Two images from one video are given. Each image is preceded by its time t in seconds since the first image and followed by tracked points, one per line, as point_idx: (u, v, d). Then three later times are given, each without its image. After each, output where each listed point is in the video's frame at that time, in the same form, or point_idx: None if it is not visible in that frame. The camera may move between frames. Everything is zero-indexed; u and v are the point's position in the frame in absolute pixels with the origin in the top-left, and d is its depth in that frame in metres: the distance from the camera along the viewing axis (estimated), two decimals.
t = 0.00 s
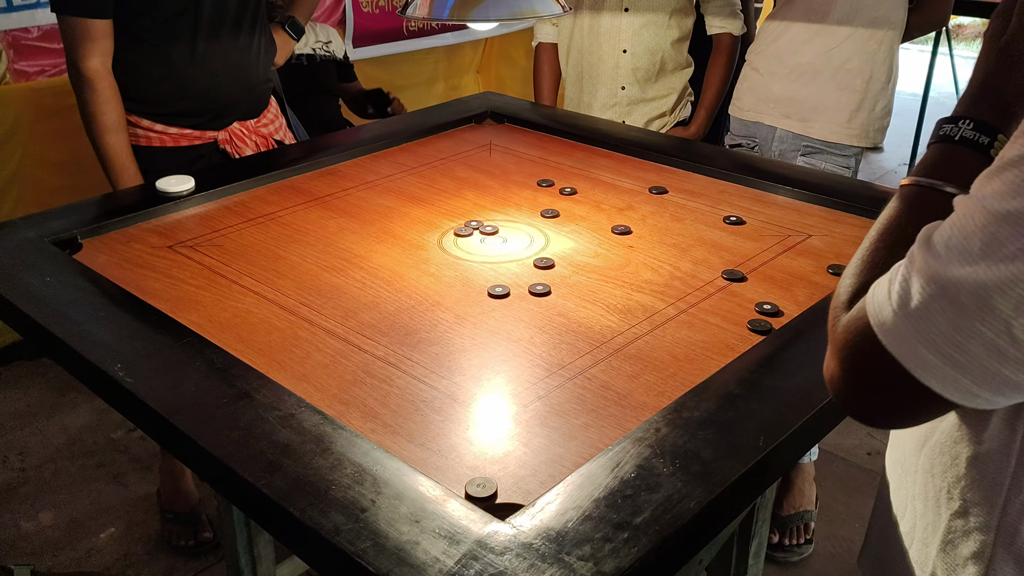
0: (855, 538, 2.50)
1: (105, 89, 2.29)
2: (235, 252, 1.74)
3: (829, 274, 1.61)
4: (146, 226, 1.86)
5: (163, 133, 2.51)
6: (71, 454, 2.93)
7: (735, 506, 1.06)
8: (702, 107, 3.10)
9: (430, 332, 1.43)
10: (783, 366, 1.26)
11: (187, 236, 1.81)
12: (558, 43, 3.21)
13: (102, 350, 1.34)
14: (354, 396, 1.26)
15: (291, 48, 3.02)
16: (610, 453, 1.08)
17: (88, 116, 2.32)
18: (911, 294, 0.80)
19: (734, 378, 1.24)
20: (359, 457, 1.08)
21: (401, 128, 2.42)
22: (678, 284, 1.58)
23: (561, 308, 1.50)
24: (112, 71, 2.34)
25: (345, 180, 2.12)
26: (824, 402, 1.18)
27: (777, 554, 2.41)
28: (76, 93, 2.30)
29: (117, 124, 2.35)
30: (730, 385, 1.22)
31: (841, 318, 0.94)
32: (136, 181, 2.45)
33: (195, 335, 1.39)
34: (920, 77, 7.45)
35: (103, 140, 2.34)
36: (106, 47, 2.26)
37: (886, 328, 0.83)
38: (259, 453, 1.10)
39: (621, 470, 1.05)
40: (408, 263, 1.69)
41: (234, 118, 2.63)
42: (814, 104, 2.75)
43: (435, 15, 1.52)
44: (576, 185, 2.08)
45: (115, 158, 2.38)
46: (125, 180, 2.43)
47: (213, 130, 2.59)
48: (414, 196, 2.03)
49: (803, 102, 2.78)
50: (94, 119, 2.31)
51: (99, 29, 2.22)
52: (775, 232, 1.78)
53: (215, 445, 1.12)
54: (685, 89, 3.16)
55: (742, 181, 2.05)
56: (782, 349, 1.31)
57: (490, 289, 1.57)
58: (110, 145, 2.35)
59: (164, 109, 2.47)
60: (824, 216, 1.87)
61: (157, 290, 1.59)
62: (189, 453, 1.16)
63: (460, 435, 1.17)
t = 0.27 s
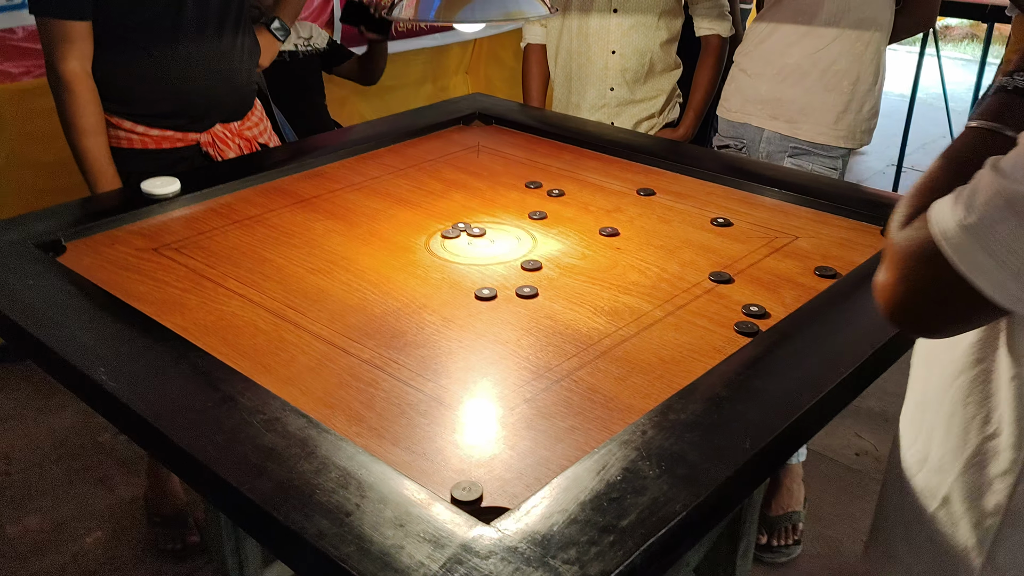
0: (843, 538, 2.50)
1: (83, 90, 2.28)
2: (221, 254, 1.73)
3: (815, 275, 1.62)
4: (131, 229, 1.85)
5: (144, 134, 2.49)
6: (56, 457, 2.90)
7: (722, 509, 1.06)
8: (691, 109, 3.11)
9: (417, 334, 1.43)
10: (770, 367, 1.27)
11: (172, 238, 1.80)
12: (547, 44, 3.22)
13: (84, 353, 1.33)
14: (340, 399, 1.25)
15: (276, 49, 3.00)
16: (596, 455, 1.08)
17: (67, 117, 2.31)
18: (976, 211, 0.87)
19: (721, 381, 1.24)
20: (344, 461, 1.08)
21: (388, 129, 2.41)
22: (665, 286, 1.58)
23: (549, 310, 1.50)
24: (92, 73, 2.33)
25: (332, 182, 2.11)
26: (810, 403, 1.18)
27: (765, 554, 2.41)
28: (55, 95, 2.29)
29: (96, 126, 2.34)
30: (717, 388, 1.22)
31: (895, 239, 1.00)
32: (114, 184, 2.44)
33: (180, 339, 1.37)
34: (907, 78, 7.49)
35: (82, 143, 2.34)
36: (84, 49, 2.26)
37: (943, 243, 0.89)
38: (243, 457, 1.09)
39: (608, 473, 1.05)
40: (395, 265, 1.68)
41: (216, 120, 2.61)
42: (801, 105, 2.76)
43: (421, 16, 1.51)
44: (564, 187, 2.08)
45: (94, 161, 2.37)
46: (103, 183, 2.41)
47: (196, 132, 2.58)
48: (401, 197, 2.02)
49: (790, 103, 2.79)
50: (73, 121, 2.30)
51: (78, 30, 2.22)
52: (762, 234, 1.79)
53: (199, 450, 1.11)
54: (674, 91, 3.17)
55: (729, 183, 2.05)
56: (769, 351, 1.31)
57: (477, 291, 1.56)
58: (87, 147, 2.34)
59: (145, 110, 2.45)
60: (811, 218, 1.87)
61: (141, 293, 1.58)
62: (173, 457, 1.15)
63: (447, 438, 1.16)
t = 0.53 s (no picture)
0: (835, 536, 2.51)
1: (70, 90, 2.27)
2: (211, 253, 1.73)
3: (805, 274, 1.62)
4: (121, 227, 1.84)
5: (131, 133, 2.49)
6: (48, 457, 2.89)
7: (710, 505, 1.07)
8: (682, 109, 3.12)
9: (407, 332, 1.43)
10: (758, 365, 1.27)
11: (163, 237, 1.80)
12: (539, 43, 3.22)
13: (73, 351, 1.33)
14: (329, 397, 1.25)
15: (266, 50, 3.00)
16: (584, 452, 1.08)
17: (54, 116, 2.30)
18: None
19: (709, 378, 1.24)
20: (333, 458, 1.08)
21: (380, 128, 2.41)
22: (655, 284, 1.58)
23: (538, 308, 1.50)
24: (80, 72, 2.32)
25: (323, 181, 2.12)
26: (798, 400, 1.19)
27: (756, 553, 2.42)
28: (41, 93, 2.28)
29: (84, 126, 2.33)
30: (706, 384, 1.22)
31: (960, 193, 1.18)
32: (101, 184, 2.43)
33: (169, 337, 1.37)
34: (900, 78, 7.52)
35: (70, 143, 2.33)
36: (72, 48, 2.24)
37: (1018, 175, 1.06)
38: (230, 455, 1.09)
39: (595, 470, 1.05)
40: (385, 264, 1.68)
41: (205, 120, 2.62)
42: (791, 105, 2.77)
43: (410, 15, 1.51)
44: (555, 186, 2.08)
45: (83, 160, 2.37)
46: (91, 182, 2.41)
47: (183, 132, 2.58)
48: (393, 196, 2.03)
49: (781, 103, 2.80)
50: (61, 120, 2.29)
51: (66, 29, 2.20)
52: (752, 233, 1.80)
53: (186, 447, 1.11)
54: (665, 90, 3.17)
55: (720, 182, 2.06)
56: (757, 349, 1.31)
57: (467, 290, 1.56)
58: (74, 146, 2.34)
59: (133, 109, 2.45)
60: (801, 217, 1.88)
61: (131, 292, 1.57)
62: (161, 455, 1.15)
63: (436, 435, 1.17)
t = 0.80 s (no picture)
0: (830, 536, 2.51)
1: (60, 89, 2.26)
2: (203, 252, 1.73)
3: (798, 272, 1.62)
4: (113, 227, 1.84)
5: (122, 133, 2.48)
6: (41, 458, 2.88)
7: (702, 504, 1.07)
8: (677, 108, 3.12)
9: (399, 332, 1.43)
10: (751, 363, 1.27)
11: (155, 236, 1.79)
12: (534, 43, 3.22)
13: (63, 351, 1.32)
14: (320, 397, 1.25)
15: (260, 50, 2.99)
16: (576, 451, 1.08)
17: (44, 115, 2.29)
18: None
19: (702, 376, 1.24)
20: (324, 458, 1.07)
21: (374, 128, 2.41)
22: (648, 283, 1.58)
23: (531, 307, 1.50)
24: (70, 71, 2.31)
25: (316, 180, 2.11)
26: (791, 399, 1.19)
27: (752, 553, 2.42)
28: (31, 92, 2.27)
29: (74, 125, 2.32)
30: (698, 383, 1.22)
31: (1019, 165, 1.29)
32: (92, 184, 2.42)
33: (160, 336, 1.37)
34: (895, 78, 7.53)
35: (60, 143, 2.32)
36: (63, 47, 2.23)
37: None
38: (221, 454, 1.08)
39: (587, 468, 1.05)
40: (378, 263, 1.68)
41: (196, 121, 2.61)
42: (786, 104, 2.77)
43: (402, 15, 1.51)
44: (549, 185, 2.08)
45: (72, 160, 2.35)
46: (81, 182, 2.40)
47: (174, 132, 2.58)
48: (386, 196, 2.02)
49: (775, 102, 2.80)
50: (51, 119, 2.28)
51: (56, 29, 2.19)
52: (745, 232, 1.80)
53: (177, 447, 1.10)
54: (660, 90, 3.17)
55: (714, 181, 2.06)
56: (750, 347, 1.31)
57: (460, 289, 1.56)
58: (65, 146, 2.33)
59: (124, 109, 2.44)
60: (794, 216, 1.88)
61: (122, 292, 1.57)
62: (151, 455, 1.14)
63: (428, 434, 1.16)
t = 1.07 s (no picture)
0: (829, 532, 2.53)
1: (65, 90, 2.27)
2: (207, 252, 1.74)
3: (797, 271, 1.64)
4: (117, 227, 1.85)
5: (125, 134, 2.49)
6: (44, 457, 2.89)
7: (704, 500, 1.08)
8: (676, 107, 3.14)
9: (403, 330, 1.44)
10: (752, 361, 1.29)
11: (159, 236, 1.81)
12: (534, 43, 3.24)
13: (70, 350, 1.33)
14: (326, 394, 1.26)
15: (262, 51, 3.01)
16: (579, 447, 1.09)
17: (48, 116, 2.30)
18: None
19: (703, 373, 1.25)
20: (330, 454, 1.09)
21: (376, 128, 2.42)
22: (649, 282, 1.60)
23: (533, 306, 1.51)
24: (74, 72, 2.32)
25: (318, 180, 2.12)
26: (791, 396, 1.20)
27: (751, 550, 2.44)
28: (36, 93, 2.28)
29: (78, 126, 2.33)
30: (700, 380, 1.24)
31: None
32: (96, 185, 2.43)
33: (166, 335, 1.38)
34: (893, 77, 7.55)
35: (64, 144, 2.33)
36: (67, 48, 2.24)
37: None
38: (228, 451, 1.10)
39: (590, 464, 1.06)
40: (381, 262, 1.69)
41: (199, 121, 2.62)
42: (786, 104, 2.79)
43: (405, 16, 1.52)
44: (550, 185, 2.09)
45: (76, 160, 2.37)
46: (85, 183, 2.41)
47: (177, 132, 2.59)
48: (388, 195, 2.04)
49: (775, 103, 2.82)
50: (55, 120, 2.29)
51: (60, 30, 2.20)
52: (745, 231, 1.81)
53: (184, 444, 1.12)
54: (659, 90, 3.19)
55: (714, 181, 2.08)
56: (751, 345, 1.33)
57: (463, 288, 1.58)
58: (69, 147, 2.34)
59: (127, 110, 2.45)
60: (794, 215, 1.90)
61: (128, 291, 1.58)
62: (159, 452, 1.15)
63: (433, 431, 1.18)
